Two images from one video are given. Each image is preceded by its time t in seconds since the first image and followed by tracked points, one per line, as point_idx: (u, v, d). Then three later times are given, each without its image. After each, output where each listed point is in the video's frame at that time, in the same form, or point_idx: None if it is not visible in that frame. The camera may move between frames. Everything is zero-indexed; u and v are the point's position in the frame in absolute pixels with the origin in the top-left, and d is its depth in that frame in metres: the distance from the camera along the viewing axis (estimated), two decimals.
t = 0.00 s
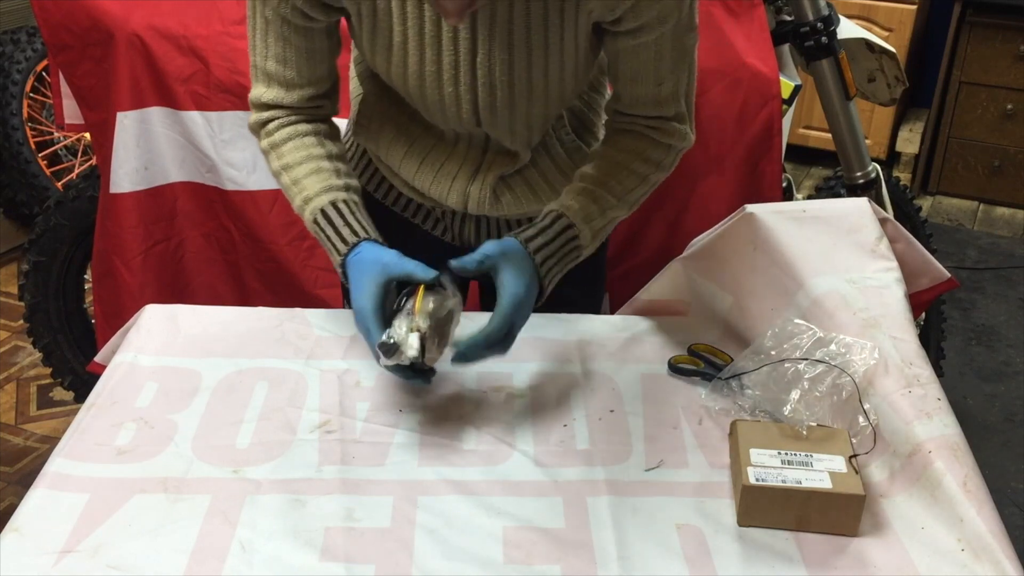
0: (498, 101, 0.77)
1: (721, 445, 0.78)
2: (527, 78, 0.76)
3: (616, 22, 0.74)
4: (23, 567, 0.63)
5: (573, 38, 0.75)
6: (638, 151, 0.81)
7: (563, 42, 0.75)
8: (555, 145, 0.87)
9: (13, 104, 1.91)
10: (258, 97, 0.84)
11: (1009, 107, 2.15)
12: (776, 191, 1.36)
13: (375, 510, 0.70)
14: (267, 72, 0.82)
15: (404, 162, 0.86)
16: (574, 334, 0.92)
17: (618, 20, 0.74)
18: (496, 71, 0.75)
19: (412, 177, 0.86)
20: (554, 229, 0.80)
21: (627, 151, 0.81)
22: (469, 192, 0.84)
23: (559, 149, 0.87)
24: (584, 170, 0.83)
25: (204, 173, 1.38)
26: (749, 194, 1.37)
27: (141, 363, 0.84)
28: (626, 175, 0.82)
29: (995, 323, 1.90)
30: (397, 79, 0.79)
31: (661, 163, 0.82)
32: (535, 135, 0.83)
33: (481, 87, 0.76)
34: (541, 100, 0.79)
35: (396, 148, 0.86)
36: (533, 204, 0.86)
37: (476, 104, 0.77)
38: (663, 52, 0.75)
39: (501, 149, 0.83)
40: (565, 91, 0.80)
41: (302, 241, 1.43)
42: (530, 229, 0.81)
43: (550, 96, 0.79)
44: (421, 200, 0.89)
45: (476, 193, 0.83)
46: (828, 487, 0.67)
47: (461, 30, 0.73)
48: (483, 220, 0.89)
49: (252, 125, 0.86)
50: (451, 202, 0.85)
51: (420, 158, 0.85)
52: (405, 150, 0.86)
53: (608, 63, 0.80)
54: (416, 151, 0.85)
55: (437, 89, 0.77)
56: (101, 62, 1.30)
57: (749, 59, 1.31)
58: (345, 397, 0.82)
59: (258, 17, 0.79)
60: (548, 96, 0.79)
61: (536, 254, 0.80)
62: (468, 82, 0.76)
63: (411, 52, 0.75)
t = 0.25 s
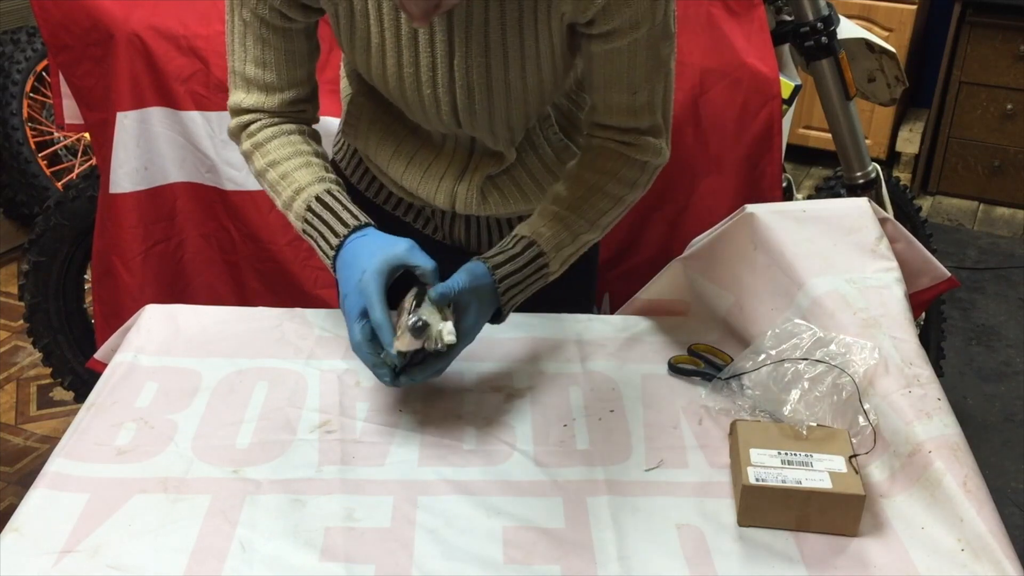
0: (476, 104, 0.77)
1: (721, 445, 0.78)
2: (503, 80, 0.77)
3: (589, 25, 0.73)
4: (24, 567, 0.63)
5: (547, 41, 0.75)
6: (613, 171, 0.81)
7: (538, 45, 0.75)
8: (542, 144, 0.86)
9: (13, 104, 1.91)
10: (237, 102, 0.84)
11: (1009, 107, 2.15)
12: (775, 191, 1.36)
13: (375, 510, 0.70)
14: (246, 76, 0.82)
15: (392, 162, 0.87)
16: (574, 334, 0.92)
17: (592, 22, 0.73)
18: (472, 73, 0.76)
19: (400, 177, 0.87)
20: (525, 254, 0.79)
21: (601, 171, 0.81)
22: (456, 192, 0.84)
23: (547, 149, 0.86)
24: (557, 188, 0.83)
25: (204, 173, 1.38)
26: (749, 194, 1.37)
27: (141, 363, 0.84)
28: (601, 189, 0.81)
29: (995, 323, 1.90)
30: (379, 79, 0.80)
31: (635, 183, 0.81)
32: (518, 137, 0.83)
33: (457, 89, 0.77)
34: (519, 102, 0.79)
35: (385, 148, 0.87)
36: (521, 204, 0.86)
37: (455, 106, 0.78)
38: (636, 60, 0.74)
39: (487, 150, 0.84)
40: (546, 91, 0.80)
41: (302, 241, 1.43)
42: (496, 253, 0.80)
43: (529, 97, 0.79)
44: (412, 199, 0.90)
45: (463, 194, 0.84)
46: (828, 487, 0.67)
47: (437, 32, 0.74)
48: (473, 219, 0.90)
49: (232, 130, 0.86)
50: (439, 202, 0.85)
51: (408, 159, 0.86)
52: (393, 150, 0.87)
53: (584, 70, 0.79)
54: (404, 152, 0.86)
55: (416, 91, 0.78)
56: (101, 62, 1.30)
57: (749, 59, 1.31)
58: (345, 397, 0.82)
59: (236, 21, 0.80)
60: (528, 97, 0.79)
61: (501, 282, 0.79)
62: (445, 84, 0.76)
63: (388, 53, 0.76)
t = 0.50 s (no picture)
0: (467, 103, 0.78)
1: (721, 445, 0.78)
2: (493, 79, 0.76)
3: (575, 25, 0.72)
4: (24, 567, 0.63)
5: (536, 44, 0.74)
6: (592, 170, 0.80)
7: (528, 47, 0.75)
8: (536, 143, 0.86)
9: (13, 104, 1.91)
10: (241, 100, 0.84)
11: (1009, 107, 2.15)
12: (775, 191, 1.36)
13: (375, 510, 0.70)
14: (248, 74, 0.83)
15: (387, 161, 0.87)
16: (574, 334, 0.92)
17: (579, 25, 0.72)
18: (463, 74, 0.76)
19: (395, 176, 0.87)
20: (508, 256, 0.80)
21: (582, 170, 0.80)
22: (450, 191, 0.84)
23: (541, 147, 0.87)
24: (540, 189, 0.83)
25: (204, 173, 1.38)
26: (749, 194, 1.37)
27: (141, 363, 0.84)
28: (586, 191, 0.81)
29: (995, 323, 1.90)
30: (371, 79, 0.80)
31: (615, 183, 0.81)
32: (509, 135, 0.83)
33: (448, 88, 0.77)
34: (510, 101, 0.79)
35: (380, 147, 0.87)
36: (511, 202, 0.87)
37: (446, 106, 0.78)
38: (621, 64, 0.73)
39: (481, 150, 0.84)
40: (536, 91, 0.80)
41: (302, 241, 1.43)
42: (483, 256, 0.81)
43: (520, 98, 0.79)
44: (407, 199, 0.90)
45: (457, 193, 0.84)
46: (828, 487, 0.67)
47: (427, 32, 0.74)
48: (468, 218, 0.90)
49: (236, 127, 0.86)
50: (434, 201, 0.86)
51: (402, 158, 0.86)
52: (388, 150, 0.87)
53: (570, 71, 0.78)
54: (398, 151, 0.86)
55: (408, 90, 0.78)
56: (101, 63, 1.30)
57: (749, 59, 1.31)
58: (345, 397, 0.82)
59: (235, 21, 0.80)
60: (519, 98, 0.79)
61: (489, 283, 0.80)
62: (436, 83, 0.76)
63: (379, 53, 0.76)
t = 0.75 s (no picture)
0: (465, 102, 0.78)
1: (721, 445, 0.78)
2: (492, 78, 0.77)
3: (574, 23, 0.73)
4: (24, 567, 0.63)
5: (535, 42, 0.75)
6: (593, 164, 0.81)
7: (527, 46, 0.75)
8: (533, 140, 0.87)
9: (13, 104, 1.91)
10: (242, 98, 0.85)
11: (1009, 108, 2.15)
12: (776, 191, 1.36)
13: (375, 510, 0.70)
14: (249, 73, 0.83)
15: (385, 160, 0.87)
16: (574, 334, 0.92)
17: (578, 23, 0.73)
18: (461, 73, 0.76)
19: (393, 176, 0.87)
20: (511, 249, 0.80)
21: (582, 163, 0.81)
22: (448, 190, 0.85)
23: (538, 145, 0.87)
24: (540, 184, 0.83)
25: (204, 173, 1.38)
26: (749, 194, 1.37)
27: (141, 363, 0.84)
28: (587, 186, 0.81)
29: (995, 323, 1.90)
30: (369, 77, 0.80)
31: (618, 175, 0.82)
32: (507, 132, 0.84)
33: (446, 88, 0.77)
34: (508, 99, 0.79)
35: (378, 146, 0.87)
36: (511, 199, 0.86)
37: (444, 104, 0.78)
38: (621, 59, 0.74)
39: (478, 148, 0.85)
40: (534, 88, 0.80)
41: (302, 241, 1.43)
42: (484, 249, 0.80)
43: (518, 96, 0.79)
44: (405, 198, 0.90)
45: (456, 191, 0.84)
46: (828, 487, 0.67)
47: (426, 31, 0.74)
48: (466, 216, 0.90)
49: (237, 127, 0.86)
50: (433, 200, 0.86)
51: (400, 157, 0.86)
52: (386, 149, 0.87)
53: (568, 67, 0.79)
54: (396, 151, 0.87)
55: (405, 88, 0.78)
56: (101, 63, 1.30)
57: (749, 59, 1.31)
58: (345, 397, 0.82)
59: (235, 19, 0.80)
60: (517, 96, 0.79)
61: (488, 274, 0.79)
62: (434, 82, 0.77)
63: (378, 51, 0.76)
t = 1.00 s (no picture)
0: (468, 99, 0.78)
1: (721, 445, 0.78)
2: (494, 75, 0.77)
3: (576, 23, 0.74)
4: (24, 567, 0.63)
5: (538, 40, 0.75)
6: (599, 156, 0.81)
7: (529, 42, 0.75)
8: (532, 138, 0.87)
9: (14, 104, 1.91)
10: (240, 94, 0.85)
11: (1009, 108, 2.15)
12: (776, 191, 1.36)
13: (375, 510, 0.70)
14: (248, 69, 0.83)
15: (385, 158, 0.87)
16: (574, 333, 0.92)
17: (581, 21, 0.73)
18: (463, 70, 0.76)
19: (393, 174, 0.87)
20: (515, 237, 0.80)
21: (587, 156, 0.81)
22: (449, 188, 0.84)
23: (537, 143, 0.87)
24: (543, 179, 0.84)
25: (204, 173, 1.38)
26: (749, 194, 1.37)
27: (141, 363, 0.84)
28: (590, 180, 0.82)
29: (995, 324, 1.90)
30: (371, 75, 0.80)
31: (621, 168, 0.82)
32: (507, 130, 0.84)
33: (449, 85, 0.77)
34: (510, 97, 0.79)
35: (378, 145, 0.87)
36: (512, 197, 0.86)
37: (446, 102, 0.79)
38: (624, 56, 0.75)
39: (479, 146, 0.85)
40: (536, 87, 0.80)
41: (301, 241, 1.43)
42: (492, 241, 0.81)
43: (520, 94, 0.80)
44: (405, 196, 0.90)
45: (456, 189, 0.84)
46: (828, 487, 0.67)
47: (428, 28, 0.74)
48: (466, 215, 0.90)
49: (234, 123, 0.86)
50: (433, 198, 0.86)
51: (401, 155, 0.86)
52: (386, 147, 0.87)
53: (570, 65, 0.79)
54: (397, 149, 0.87)
55: (407, 85, 0.78)
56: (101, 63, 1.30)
57: (749, 59, 1.31)
58: (345, 397, 0.82)
59: (236, 14, 0.80)
60: (519, 93, 0.80)
61: (497, 265, 0.80)
62: (436, 80, 0.77)
63: (381, 48, 0.77)
